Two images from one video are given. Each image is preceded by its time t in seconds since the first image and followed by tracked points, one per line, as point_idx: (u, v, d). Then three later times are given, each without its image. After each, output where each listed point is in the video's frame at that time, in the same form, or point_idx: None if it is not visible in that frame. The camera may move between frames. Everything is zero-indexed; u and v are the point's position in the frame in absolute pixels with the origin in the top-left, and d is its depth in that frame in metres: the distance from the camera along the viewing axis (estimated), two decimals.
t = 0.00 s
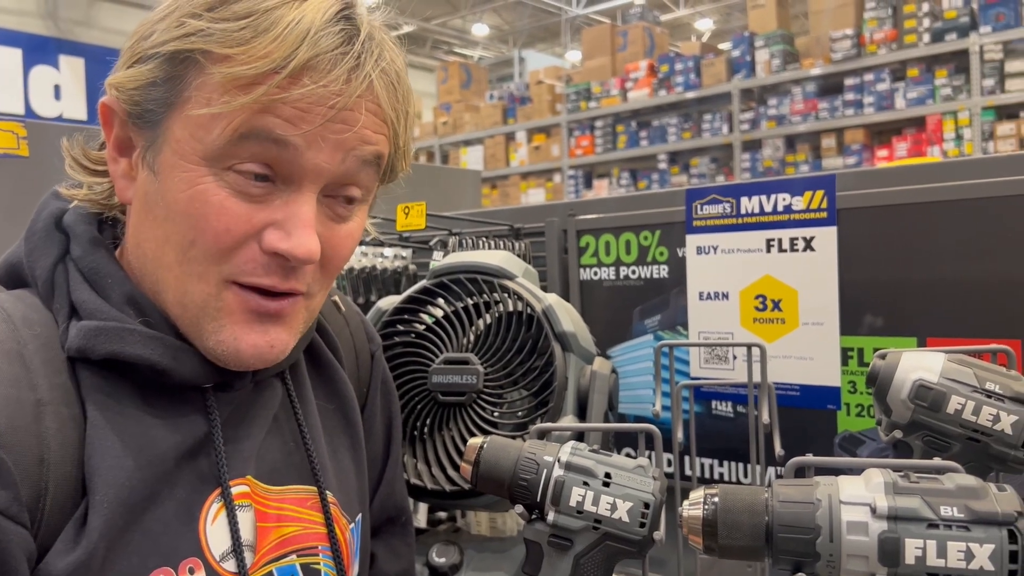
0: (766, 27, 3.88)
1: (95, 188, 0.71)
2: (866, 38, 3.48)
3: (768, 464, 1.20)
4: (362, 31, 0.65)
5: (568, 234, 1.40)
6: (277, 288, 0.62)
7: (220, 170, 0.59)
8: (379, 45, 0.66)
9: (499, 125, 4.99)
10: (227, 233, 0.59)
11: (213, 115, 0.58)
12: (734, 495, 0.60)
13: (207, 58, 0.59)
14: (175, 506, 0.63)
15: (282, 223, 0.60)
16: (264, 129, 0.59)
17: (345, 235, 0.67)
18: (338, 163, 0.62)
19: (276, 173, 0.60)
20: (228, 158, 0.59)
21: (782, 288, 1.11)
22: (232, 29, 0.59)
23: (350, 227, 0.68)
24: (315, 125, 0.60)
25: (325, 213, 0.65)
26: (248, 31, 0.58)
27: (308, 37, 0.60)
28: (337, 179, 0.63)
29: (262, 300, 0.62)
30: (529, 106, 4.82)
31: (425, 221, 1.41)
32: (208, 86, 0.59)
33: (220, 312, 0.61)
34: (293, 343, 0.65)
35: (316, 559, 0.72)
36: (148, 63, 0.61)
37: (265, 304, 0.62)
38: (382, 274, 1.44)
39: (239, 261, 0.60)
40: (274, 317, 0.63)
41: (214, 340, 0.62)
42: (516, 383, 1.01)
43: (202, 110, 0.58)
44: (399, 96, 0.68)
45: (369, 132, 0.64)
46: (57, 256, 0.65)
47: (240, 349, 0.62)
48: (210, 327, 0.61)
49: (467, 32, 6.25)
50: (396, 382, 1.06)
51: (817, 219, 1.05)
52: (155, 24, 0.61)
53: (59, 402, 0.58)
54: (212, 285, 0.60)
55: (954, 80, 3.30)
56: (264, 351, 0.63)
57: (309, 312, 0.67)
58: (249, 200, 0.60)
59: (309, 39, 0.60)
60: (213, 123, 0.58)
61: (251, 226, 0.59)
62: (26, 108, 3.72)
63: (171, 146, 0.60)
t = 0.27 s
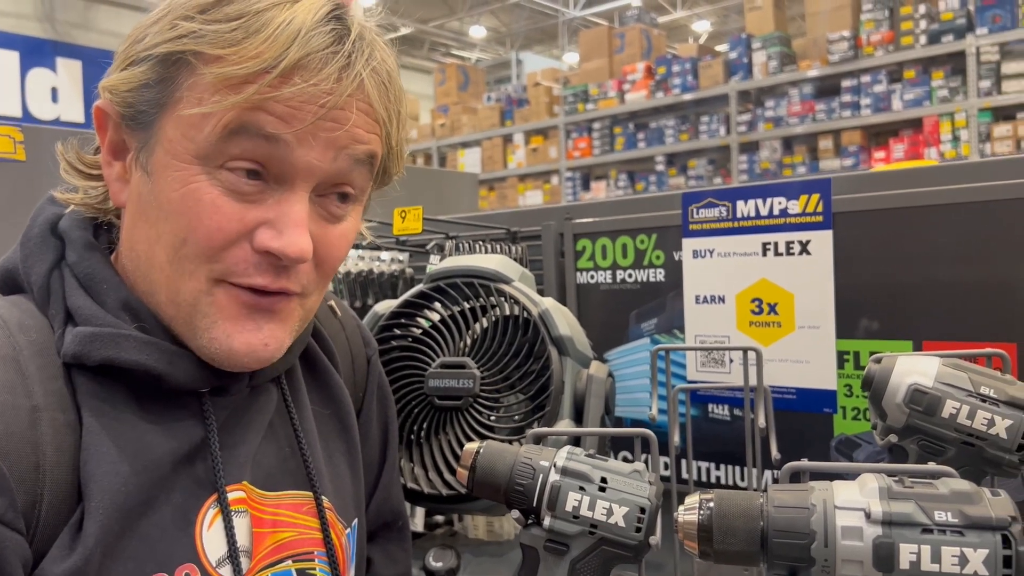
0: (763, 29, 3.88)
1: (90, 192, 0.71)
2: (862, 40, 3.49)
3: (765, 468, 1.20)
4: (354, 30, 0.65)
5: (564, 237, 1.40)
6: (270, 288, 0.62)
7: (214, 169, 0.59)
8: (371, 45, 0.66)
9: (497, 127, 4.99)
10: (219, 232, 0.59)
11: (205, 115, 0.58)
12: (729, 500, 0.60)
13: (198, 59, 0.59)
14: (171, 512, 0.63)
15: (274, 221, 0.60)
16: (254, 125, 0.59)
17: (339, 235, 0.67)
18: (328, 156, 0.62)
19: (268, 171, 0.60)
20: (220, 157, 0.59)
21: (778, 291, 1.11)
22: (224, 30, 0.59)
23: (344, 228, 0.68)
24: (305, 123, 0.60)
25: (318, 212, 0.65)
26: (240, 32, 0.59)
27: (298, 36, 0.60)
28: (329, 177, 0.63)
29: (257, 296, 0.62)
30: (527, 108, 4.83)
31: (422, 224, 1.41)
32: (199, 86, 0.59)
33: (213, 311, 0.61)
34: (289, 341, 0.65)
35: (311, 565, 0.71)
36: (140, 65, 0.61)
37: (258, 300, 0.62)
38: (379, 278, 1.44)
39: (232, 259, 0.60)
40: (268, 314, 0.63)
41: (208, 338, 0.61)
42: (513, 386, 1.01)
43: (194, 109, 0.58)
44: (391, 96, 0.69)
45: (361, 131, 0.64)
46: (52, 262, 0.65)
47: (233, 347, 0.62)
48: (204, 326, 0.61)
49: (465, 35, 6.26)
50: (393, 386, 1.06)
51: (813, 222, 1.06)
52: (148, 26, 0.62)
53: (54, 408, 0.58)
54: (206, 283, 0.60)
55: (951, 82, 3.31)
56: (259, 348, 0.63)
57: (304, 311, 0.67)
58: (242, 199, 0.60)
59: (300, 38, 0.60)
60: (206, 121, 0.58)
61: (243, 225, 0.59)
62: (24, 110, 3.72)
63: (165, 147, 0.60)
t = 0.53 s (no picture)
0: (761, 30, 3.88)
1: (89, 196, 0.71)
2: (860, 42, 3.49)
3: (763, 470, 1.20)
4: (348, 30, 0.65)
5: (563, 240, 1.40)
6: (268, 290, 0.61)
7: (208, 169, 0.59)
8: (365, 44, 0.67)
9: (495, 129, 5.00)
10: (215, 235, 0.59)
11: (201, 112, 0.58)
12: (728, 504, 0.60)
13: (193, 60, 0.59)
14: (170, 517, 0.63)
15: (270, 223, 0.60)
16: (247, 124, 0.59)
17: (334, 238, 0.67)
18: (321, 153, 0.62)
19: (261, 170, 0.60)
20: (214, 156, 0.59)
21: (776, 294, 1.11)
22: (219, 31, 0.59)
23: (339, 230, 0.68)
24: (298, 121, 0.60)
25: (314, 213, 0.65)
26: (235, 32, 0.59)
27: (291, 36, 0.60)
28: (324, 177, 0.64)
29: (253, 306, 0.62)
30: (525, 110, 4.84)
31: (420, 227, 1.41)
32: (193, 86, 0.59)
33: (209, 315, 0.61)
34: (283, 351, 0.65)
35: (310, 570, 0.71)
36: (138, 67, 0.62)
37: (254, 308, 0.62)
38: (378, 281, 1.44)
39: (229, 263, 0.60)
40: (265, 321, 0.63)
41: (203, 346, 0.61)
42: (512, 389, 1.01)
43: (188, 110, 0.58)
44: (386, 95, 0.69)
45: (355, 130, 0.64)
46: (52, 267, 0.65)
47: (227, 353, 0.62)
48: (200, 333, 0.61)
49: (463, 37, 6.27)
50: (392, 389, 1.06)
51: (811, 224, 1.06)
52: (146, 30, 0.62)
53: (54, 414, 0.58)
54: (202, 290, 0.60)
55: (948, 83, 3.32)
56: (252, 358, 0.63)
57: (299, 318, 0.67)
58: (237, 201, 0.60)
59: (292, 37, 0.60)
60: (202, 122, 0.58)
61: (239, 227, 0.59)
62: (21, 113, 3.71)
63: (160, 149, 0.59)
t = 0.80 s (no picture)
0: (760, 32, 3.89)
1: (90, 197, 0.71)
2: (858, 43, 3.49)
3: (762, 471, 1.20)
4: (349, 40, 0.65)
5: (562, 242, 1.41)
6: (258, 292, 0.62)
7: (204, 175, 0.59)
8: (365, 54, 0.67)
9: (494, 131, 5.00)
10: (210, 237, 0.59)
11: (201, 119, 0.58)
12: (727, 505, 0.60)
13: (193, 66, 0.60)
14: (171, 519, 0.63)
15: (265, 228, 0.61)
16: (245, 131, 0.59)
17: (333, 245, 0.68)
18: (320, 165, 0.62)
19: (258, 178, 0.60)
20: (211, 162, 0.59)
21: (774, 296, 1.12)
22: (220, 37, 0.59)
23: (339, 237, 0.68)
24: (295, 130, 0.60)
25: (311, 222, 0.65)
26: (235, 39, 0.59)
27: (291, 44, 0.60)
28: (321, 186, 0.64)
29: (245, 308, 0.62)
30: (524, 112, 4.84)
31: (420, 230, 1.41)
32: (193, 92, 0.59)
33: (202, 315, 0.61)
34: (278, 356, 0.65)
35: (309, 571, 0.72)
36: (139, 71, 0.62)
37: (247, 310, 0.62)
38: (377, 283, 1.44)
39: (222, 264, 0.60)
40: (257, 324, 0.63)
41: (196, 347, 0.62)
42: (511, 391, 1.01)
43: (186, 116, 0.59)
44: (386, 105, 0.69)
45: (355, 140, 0.65)
46: (52, 270, 0.65)
47: (220, 357, 0.62)
48: (193, 333, 0.62)
49: (462, 38, 6.27)
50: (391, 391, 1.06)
51: (809, 227, 1.06)
52: (149, 34, 0.62)
53: (55, 417, 0.58)
54: (194, 291, 0.60)
55: (946, 85, 3.33)
56: (247, 362, 0.63)
57: (296, 323, 0.68)
58: (232, 205, 0.60)
59: (292, 46, 0.60)
60: (200, 129, 0.59)
61: (233, 230, 0.60)
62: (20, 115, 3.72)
63: (160, 155, 0.60)
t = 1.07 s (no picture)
0: (759, 34, 3.90)
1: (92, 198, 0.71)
2: (857, 45, 3.50)
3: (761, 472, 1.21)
4: (350, 47, 0.65)
5: (561, 244, 1.41)
6: (257, 296, 0.62)
7: (203, 179, 0.60)
8: (365, 59, 0.67)
9: (494, 132, 5.00)
10: (210, 241, 0.59)
11: (201, 122, 0.59)
12: (725, 506, 0.61)
13: (193, 70, 0.60)
14: (171, 521, 0.63)
15: (264, 233, 0.61)
16: (244, 136, 0.59)
17: (332, 249, 0.68)
18: (318, 170, 0.63)
19: (256, 183, 0.61)
20: (210, 166, 0.59)
21: (773, 297, 1.12)
22: (220, 42, 0.60)
23: (337, 241, 0.68)
24: (294, 135, 0.60)
25: (309, 227, 0.66)
26: (235, 43, 0.60)
27: (291, 49, 0.60)
28: (319, 191, 0.64)
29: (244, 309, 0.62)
30: (524, 113, 4.84)
31: (419, 231, 1.41)
32: (192, 96, 0.59)
33: (201, 315, 0.61)
34: (276, 355, 0.66)
35: (309, 573, 0.72)
36: (140, 74, 0.62)
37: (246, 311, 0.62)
38: (377, 285, 1.45)
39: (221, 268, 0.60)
40: (256, 326, 0.63)
41: (196, 346, 0.62)
42: (511, 393, 1.01)
43: (186, 120, 0.59)
44: (385, 110, 0.69)
45: (354, 145, 0.65)
46: (53, 271, 0.65)
47: (220, 358, 0.62)
48: (193, 333, 0.62)
49: (461, 40, 6.28)
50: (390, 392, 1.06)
51: (808, 228, 1.06)
52: (150, 37, 0.63)
53: (55, 418, 0.58)
54: (194, 293, 0.61)
55: (946, 86, 3.33)
56: (246, 363, 0.63)
57: (295, 325, 0.68)
58: (231, 211, 0.60)
59: (292, 51, 0.60)
60: (200, 133, 0.59)
61: (231, 235, 0.60)
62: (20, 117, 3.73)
63: (160, 159, 0.60)
